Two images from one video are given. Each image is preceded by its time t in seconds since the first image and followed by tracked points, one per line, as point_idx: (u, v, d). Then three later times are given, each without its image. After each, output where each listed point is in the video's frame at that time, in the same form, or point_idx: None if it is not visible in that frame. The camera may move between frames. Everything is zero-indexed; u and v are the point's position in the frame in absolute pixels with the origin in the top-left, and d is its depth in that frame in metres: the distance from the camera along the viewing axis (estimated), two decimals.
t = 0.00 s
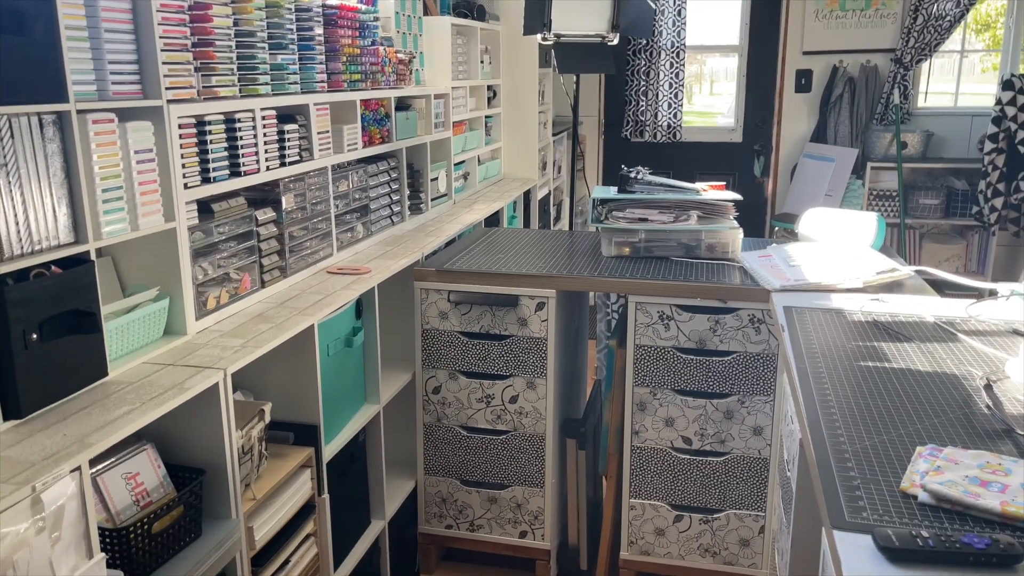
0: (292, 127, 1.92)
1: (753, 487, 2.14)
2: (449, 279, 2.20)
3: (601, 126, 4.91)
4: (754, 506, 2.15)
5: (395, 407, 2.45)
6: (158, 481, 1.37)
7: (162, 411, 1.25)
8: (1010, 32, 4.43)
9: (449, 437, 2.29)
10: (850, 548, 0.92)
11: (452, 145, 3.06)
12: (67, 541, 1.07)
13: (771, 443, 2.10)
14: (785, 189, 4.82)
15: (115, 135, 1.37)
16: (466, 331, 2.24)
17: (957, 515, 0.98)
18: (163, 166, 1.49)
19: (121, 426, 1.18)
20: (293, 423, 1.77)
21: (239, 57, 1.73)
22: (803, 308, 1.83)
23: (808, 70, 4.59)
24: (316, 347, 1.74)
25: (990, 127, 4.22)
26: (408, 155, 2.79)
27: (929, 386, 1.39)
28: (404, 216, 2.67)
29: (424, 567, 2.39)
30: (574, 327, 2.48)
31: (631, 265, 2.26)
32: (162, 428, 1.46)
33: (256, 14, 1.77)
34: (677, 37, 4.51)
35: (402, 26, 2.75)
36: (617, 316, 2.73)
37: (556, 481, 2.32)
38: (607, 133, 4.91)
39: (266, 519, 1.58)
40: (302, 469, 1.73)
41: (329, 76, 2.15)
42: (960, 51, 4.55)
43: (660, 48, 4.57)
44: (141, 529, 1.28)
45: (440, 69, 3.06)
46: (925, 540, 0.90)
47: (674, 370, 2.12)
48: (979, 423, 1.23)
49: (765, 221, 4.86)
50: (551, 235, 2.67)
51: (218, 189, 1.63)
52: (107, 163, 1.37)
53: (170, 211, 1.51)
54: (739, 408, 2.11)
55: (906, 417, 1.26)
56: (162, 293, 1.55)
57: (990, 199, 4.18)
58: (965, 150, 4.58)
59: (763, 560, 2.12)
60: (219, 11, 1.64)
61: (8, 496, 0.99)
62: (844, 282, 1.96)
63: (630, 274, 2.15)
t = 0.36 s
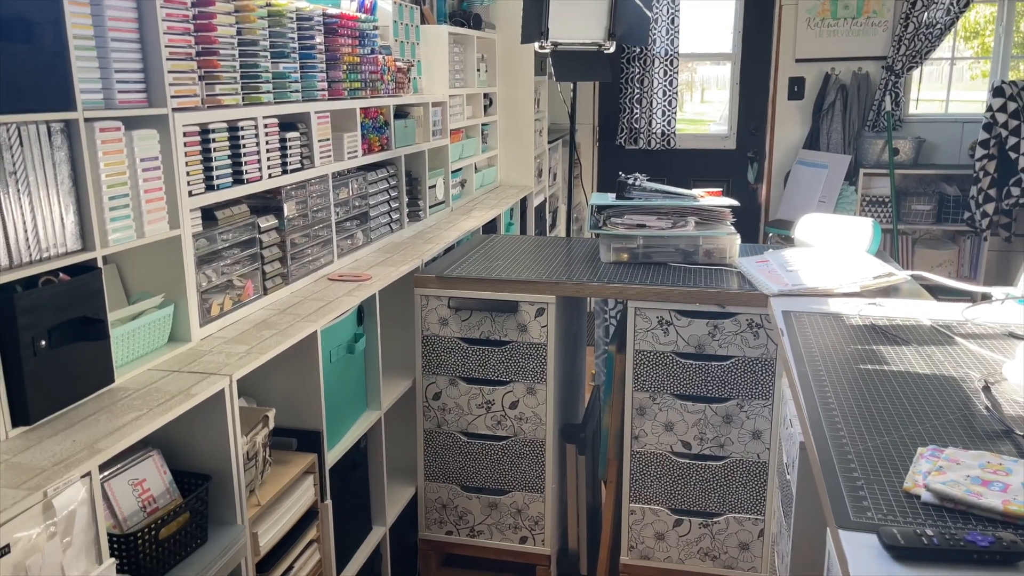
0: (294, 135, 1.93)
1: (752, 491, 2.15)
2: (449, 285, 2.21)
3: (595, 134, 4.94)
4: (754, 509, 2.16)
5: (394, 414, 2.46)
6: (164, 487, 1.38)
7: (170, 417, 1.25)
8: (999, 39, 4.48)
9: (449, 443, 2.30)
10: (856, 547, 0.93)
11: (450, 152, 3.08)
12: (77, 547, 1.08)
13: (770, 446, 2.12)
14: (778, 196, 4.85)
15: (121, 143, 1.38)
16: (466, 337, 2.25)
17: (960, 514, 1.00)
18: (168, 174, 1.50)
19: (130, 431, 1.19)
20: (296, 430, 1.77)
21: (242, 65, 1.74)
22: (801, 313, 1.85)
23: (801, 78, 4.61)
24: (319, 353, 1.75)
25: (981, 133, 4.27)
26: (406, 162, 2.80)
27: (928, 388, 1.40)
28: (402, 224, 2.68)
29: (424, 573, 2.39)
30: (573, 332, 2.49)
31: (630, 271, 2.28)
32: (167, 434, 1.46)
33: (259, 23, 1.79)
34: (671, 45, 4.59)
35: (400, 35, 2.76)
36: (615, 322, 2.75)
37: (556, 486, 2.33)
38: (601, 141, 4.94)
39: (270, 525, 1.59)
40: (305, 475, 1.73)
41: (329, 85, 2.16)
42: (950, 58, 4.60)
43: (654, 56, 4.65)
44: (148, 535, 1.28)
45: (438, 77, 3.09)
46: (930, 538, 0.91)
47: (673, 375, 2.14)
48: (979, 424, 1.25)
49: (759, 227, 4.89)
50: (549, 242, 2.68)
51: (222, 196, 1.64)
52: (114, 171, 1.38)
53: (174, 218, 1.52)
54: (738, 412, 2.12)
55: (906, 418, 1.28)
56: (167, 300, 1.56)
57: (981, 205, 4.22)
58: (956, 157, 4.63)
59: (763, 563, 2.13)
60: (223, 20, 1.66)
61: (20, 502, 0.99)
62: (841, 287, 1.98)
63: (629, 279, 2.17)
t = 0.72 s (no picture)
0: (289, 144, 1.93)
1: (749, 497, 2.15)
2: (444, 293, 2.22)
3: (590, 141, 4.95)
4: (750, 516, 2.16)
5: (391, 422, 2.46)
6: (160, 497, 1.37)
7: (165, 426, 1.25)
8: (992, 45, 4.50)
9: (446, 451, 2.30)
10: (852, 554, 0.93)
11: (445, 160, 3.08)
12: (72, 557, 1.07)
13: (766, 453, 2.12)
14: (773, 202, 4.87)
15: (116, 152, 1.38)
16: (462, 344, 2.25)
17: (955, 520, 1.00)
18: (163, 183, 1.50)
19: (125, 441, 1.19)
20: (292, 438, 1.77)
21: (237, 75, 1.75)
22: (796, 319, 1.86)
23: (795, 84, 4.64)
24: (315, 362, 1.75)
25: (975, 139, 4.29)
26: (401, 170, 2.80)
27: (923, 394, 1.41)
28: (398, 231, 2.68)
29: None
30: (569, 339, 2.50)
31: (626, 278, 2.28)
32: (163, 443, 1.46)
33: (254, 32, 1.79)
34: (665, 52, 4.52)
35: (395, 43, 2.77)
36: (611, 329, 2.75)
37: (552, 493, 2.33)
38: (597, 148, 4.96)
39: (267, 534, 1.58)
40: (301, 484, 1.73)
41: (324, 93, 2.16)
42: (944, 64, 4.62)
43: (649, 63, 4.59)
44: (144, 545, 1.28)
45: (434, 85, 3.10)
46: (926, 544, 0.92)
47: (669, 381, 2.14)
48: (973, 430, 1.26)
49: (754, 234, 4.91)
50: (544, 249, 2.69)
51: (217, 205, 1.65)
52: (110, 180, 1.38)
53: (169, 228, 1.52)
54: (734, 418, 2.12)
55: (902, 424, 1.28)
56: (163, 310, 1.56)
57: (975, 210, 4.23)
58: (950, 162, 4.64)
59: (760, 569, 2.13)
60: (218, 29, 1.66)
61: (15, 513, 0.99)
62: (836, 293, 1.98)
63: (625, 286, 2.17)
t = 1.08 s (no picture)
0: (293, 150, 1.94)
1: (752, 502, 2.15)
2: (446, 298, 2.22)
3: (591, 146, 4.96)
4: (753, 521, 2.16)
5: (393, 428, 2.46)
6: (164, 503, 1.37)
7: (169, 432, 1.26)
8: (993, 50, 4.51)
9: (448, 456, 2.30)
10: (857, 558, 0.94)
11: (447, 166, 3.09)
12: (77, 564, 1.07)
13: (769, 457, 2.12)
14: (775, 207, 4.86)
15: (121, 160, 1.39)
16: (464, 350, 2.25)
17: (959, 525, 1.00)
18: (167, 190, 1.51)
19: (130, 447, 1.19)
20: (296, 444, 1.77)
21: (241, 82, 1.76)
22: (798, 324, 1.86)
23: (796, 89, 4.64)
24: (318, 368, 1.75)
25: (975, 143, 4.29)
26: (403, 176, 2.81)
27: (925, 398, 1.41)
28: (400, 237, 2.68)
29: None
30: (571, 344, 2.50)
31: (628, 283, 2.29)
32: (167, 449, 1.46)
33: (257, 40, 1.80)
34: (666, 57, 4.57)
35: (397, 49, 2.77)
36: (613, 334, 2.75)
37: (556, 498, 2.33)
38: (598, 153, 4.97)
39: (270, 540, 1.59)
40: (304, 489, 1.73)
41: (327, 100, 2.17)
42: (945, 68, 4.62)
43: (650, 69, 4.63)
44: (148, 551, 1.28)
45: (435, 91, 3.10)
46: (929, 549, 0.92)
47: (672, 386, 2.14)
48: (977, 434, 1.26)
49: (756, 238, 4.91)
50: (546, 254, 2.69)
51: (221, 212, 1.65)
52: (114, 187, 1.38)
53: (173, 234, 1.52)
54: (736, 423, 2.12)
55: (905, 429, 1.28)
56: (167, 316, 1.57)
57: (977, 214, 4.23)
58: (951, 167, 4.65)
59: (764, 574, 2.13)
60: (222, 37, 1.67)
61: (21, 520, 0.99)
62: (838, 297, 1.98)
63: (627, 291, 2.17)
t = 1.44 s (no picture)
0: (296, 157, 1.94)
1: (756, 507, 2.15)
2: (449, 304, 2.22)
3: (595, 151, 4.96)
4: (757, 526, 2.16)
5: (397, 433, 2.46)
6: (167, 509, 1.38)
7: (172, 438, 1.26)
8: (997, 53, 4.51)
9: (452, 461, 2.30)
10: (860, 564, 0.93)
11: (451, 171, 3.09)
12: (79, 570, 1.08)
13: (773, 462, 2.11)
14: (778, 213, 4.83)
15: (125, 167, 1.39)
16: (467, 355, 2.25)
17: (963, 531, 1.00)
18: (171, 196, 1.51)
19: (134, 454, 1.19)
20: (299, 450, 1.77)
21: (244, 89, 1.77)
22: (802, 329, 1.86)
23: (799, 93, 4.63)
24: (321, 374, 1.75)
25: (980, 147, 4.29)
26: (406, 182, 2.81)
27: (929, 404, 1.41)
28: (403, 243, 2.69)
29: None
30: (574, 350, 2.50)
31: (631, 288, 2.29)
32: (171, 455, 1.47)
33: (261, 47, 1.81)
34: (669, 62, 4.64)
35: (400, 55, 2.78)
36: (616, 340, 2.75)
37: (559, 504, 2.33)
38: (601, 157, 4.97)
39: (273, 546, 1.59)
40: (307, 495, 1.73)
41: (331, 106, 2.18)
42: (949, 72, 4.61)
43: (653, 73, 4.68)
44: (151, 557, 1.28)
45: (439, 97, 3.11)
46: (932, 555, 0.92)
47: (675, 391, 2.14)
48: (980, 440, 1.25)
49: (760, 243, 4.90)
50: (549, 259, 2.69)
51: (224, 218, 1.66)
52: (118, 194, 1.39)
53: (177, 241, 1.53)
54: (740, 428, 2.12)
55: (908, 435, 1.28)
56: (171, 322, 1.57)
57: (981, 218, 4.22)
58: (955, 171, 4.65)
59: None
60: (225, 44, 1.68)
61: (24, 527, 0.99)
62: (841, 303, 1.98)
63: (629, 296, 2.17)
